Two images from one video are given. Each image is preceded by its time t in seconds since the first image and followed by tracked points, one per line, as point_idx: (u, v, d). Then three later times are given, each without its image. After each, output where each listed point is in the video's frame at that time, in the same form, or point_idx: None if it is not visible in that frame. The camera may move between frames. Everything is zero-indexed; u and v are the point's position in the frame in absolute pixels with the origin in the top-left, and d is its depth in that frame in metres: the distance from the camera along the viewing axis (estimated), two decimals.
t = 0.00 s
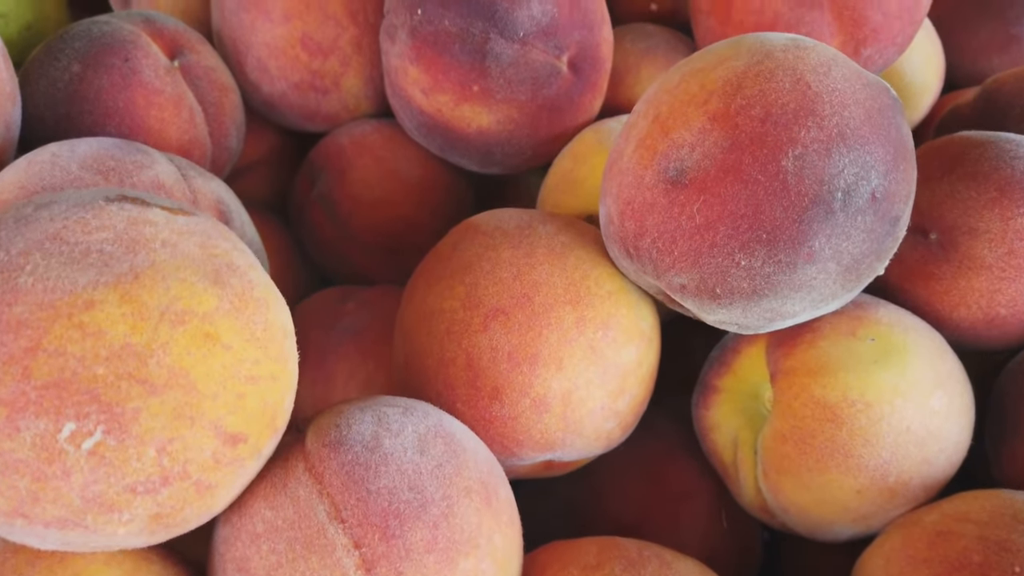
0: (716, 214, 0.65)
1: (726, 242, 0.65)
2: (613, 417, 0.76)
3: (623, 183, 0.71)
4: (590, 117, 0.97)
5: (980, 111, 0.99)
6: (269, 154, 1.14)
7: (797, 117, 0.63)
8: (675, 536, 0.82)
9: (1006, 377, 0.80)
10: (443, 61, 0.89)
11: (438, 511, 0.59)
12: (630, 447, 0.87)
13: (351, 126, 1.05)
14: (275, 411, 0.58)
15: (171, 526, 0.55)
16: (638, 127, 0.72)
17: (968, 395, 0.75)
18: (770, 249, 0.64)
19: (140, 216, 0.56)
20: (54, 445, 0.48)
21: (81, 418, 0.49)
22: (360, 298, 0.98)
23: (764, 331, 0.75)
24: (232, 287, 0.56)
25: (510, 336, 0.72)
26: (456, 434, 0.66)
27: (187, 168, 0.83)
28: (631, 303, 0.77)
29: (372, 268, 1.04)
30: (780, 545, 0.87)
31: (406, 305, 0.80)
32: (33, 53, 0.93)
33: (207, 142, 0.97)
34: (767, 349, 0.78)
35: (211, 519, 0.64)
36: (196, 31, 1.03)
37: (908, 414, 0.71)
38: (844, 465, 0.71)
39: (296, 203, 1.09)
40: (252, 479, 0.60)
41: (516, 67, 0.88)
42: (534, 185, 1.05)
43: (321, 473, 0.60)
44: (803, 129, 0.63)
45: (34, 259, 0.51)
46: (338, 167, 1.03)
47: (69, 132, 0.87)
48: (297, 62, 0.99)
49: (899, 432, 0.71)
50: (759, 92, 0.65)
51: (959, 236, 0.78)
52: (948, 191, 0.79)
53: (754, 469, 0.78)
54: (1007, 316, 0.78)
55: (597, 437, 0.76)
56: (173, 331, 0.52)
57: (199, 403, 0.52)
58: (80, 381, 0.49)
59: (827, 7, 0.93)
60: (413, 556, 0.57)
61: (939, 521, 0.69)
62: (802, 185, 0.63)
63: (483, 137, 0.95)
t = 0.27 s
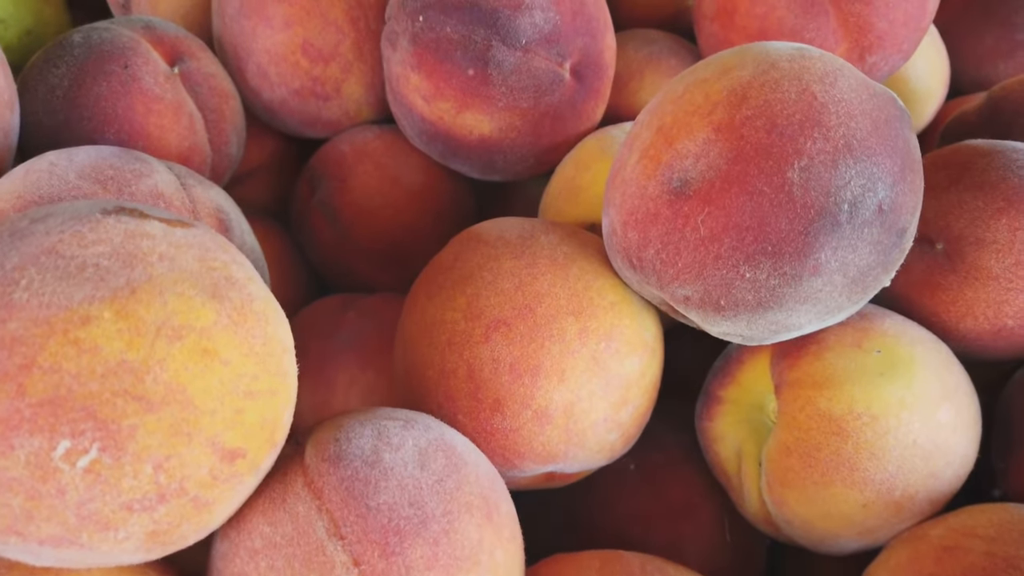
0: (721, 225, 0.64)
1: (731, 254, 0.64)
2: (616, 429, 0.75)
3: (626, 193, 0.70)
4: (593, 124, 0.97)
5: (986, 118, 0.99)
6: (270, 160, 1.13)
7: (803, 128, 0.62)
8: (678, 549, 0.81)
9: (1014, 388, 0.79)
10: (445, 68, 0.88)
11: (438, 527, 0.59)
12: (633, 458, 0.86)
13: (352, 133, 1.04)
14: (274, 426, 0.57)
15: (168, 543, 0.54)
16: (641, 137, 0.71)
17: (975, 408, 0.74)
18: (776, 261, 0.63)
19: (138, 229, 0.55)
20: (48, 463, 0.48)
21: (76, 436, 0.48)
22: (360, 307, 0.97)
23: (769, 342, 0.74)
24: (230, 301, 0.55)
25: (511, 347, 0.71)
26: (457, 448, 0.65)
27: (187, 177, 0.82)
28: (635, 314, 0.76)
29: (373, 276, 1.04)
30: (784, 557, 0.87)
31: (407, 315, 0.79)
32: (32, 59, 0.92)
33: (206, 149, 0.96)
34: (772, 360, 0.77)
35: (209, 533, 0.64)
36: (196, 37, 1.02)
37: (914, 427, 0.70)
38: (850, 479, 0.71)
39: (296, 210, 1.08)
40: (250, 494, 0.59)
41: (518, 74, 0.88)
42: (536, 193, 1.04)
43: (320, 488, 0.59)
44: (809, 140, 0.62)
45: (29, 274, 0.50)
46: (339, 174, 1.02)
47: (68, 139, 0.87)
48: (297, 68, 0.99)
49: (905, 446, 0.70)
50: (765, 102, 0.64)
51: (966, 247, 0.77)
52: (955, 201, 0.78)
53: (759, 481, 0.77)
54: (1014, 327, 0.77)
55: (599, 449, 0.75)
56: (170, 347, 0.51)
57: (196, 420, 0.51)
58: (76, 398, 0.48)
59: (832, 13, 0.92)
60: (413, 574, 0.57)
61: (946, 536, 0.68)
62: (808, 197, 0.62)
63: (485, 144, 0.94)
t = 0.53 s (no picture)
0: (723, 234, 0.63)
1: (733, 263, 0.63)
2: (616, 439, 0.74)
3: (627, 200, 0.69)
4: (593, 128, 0.96)
5: (991, 122, 0.98)
6: (268, 164, 1.12)
7: (807, 135, 0.61)
8: (679, 560, 0.80)
9: (1020, 398, 0.78)
10: (444, 72, 0.87)
11: (435, 541, 0.57)
12: (634, 467, 0.85)
13: (351, 137, 1.03)
14: (268, 437, 0.56)
15: (160, 557, 0.53)
16: (642, 143, 0.70)
17: (980, 418, 0.73)
18: (779, 270, 0.62)
19: (130, 237, 0.54)
20: (36, 478, 0.47)
21: (65, 450, 0.47)
22: (359, 312, 0.96)
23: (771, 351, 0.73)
24: (223, 311, 0.54)
25: (510, 356, 0.70)
26: (455, 459, 0.64)
27: (183, 182, 0.81)
28: (636, 322, 0.75)
29: (371, 281, 1.03)
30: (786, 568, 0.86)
31: (405, 323, 0.78)
32: (27, 63, 0.91)
33: (204, 153, 0.95)
34: (774, 368, 0.76)
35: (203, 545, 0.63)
36: (193, 40, 1.01)
37: (919, 438, 0.69)
38: (853, 491, 0.69)
39: (294, 215, 1.07)
40: (244, 507, 0.58)
41: (518, 79, 0.87)
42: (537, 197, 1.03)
43: (315, 501, 0.58)
44: (813, 147, 0.61)
45: (18, 285, 0.49)
46: (337, 178, 1.01)
47: (63, 144, 0.86)
48: (296, 71, 0.98)
49: (910, 457, 0.69)
50: (768, 109, 0.63)
51: (972, 254, 0.76)
52: (960, 208, 0.77)
53: (761, 492, 0.76)
54: (1020, 335, 0.76)
55: (600, 459, 0.74)
56: (161, 359, 0.50)
57: (189, 433, 0.50)
58: (65, 412, 0.47)
59: (836, 17, 0.91)
60: None
61: (951, 549, 0.67)
62: (812, 205, 0.61)
63: (485, 149, 0.93)
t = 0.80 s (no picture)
0: (725, 242, 0.62)
1: (735, 271, 0.62)
2: (617, 449, 0.73)
3: (627, 207, 0.68)
4: (593, 132, 0.95)
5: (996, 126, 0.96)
6: (265, 168, 1.11)
7: (810, 142, 0.60)
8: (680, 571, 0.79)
9: None
10: (442, 76, 0.86)
11: (431, 556, 0.56)
12: (634, 477, 0.84)
13: (349, 141, 1.02)
14: (261, 450, 0.55)
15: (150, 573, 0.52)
16: (643, 150, 0.69)
17: (986, 428, 0.72)
18: (782, 279, 0.61)
19: (120, 246, 0.53)
20: (22, 494, 0.46)
21: (51, 466, 0.46)
22: (356, 318, 0.95)
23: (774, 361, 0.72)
24: (215, 321, 0.53)
25: (509, 365, 0.69)
26: (452, 471, 0.63)
27: (177, 187, 0.80)
28: (636, 330, 0.74)
29: (370, 287, 1.02)
30: None
31: (402, 331, 0.77)
32: (21, 66, 0.90)
33: (200, 158, 0.94)
34: (776, 378, 0.75)
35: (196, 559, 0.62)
36: (190, 43, 1.00)
37: (924, 449, 0.68)
38: (857, 502, 0.68)
39: (292, 219, 1.06)
40: (236, 520, 0.57)
41: (517, 82, 0.85)
42: (536, 202, 1.02)
43: (309, 515, 0.57)
44: (816, 154, 0.60)
45: (4, 296, 0.48)
46: (334, 183, 1.00)
47: (57, 148, 0.85)
48: (293, 75, 0.97)
49: (915, 468, 0.68)
50: (771, 115, 0.62)
51: (977, 262, 0.74)
52: (966, 214, 0.76)
53: (763, 503, 0.75)
54: None
55: (600, 469, 0.73)
56: (150, 371, 0.49)
57: (178, 447, 0.49)
58: (51, 426, 0.46)
59: (839, 20, 0.90)
60: None
61: (957, 563, 0.65)
62: (816, 213, 0.60)
63: (484, 153, 0.92)
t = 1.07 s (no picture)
0: (727, 256, 0.61)
1: (737, 286, 0.61)
2: (617, 464, 0.72)
3: (628, 220, 0.67)
4: (594, 140, 0.94)
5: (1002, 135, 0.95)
6: (263, 175, 1.10)
7: (814, 155, 0.59)
8: None
9: None
10: (441, 84, 0.85)
11: None
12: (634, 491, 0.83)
13: (347, 148, 1.01)
14: (253, 470, 0.54)
15: None
16: (644, 161, 0.68)
17: (992, 444, 0.71)
18: (785, 295, 0.60)
19: (110, 262, 0.52)
20: (8, 519, 0.45)
21: (37, 490, 0.45)
22: (354, 329, 0.94)
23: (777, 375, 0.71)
24: (207, 340, 0.52)
25: (507, 380, 0.68)
26: (449, 489, 0.62)
27: (172, 197, 0.79)
28: (637, 344, 0.73)
29: (368, 296, 1.01)
30: None
31: (400, 344, 0.76)
32: (15, 73, 0.89)
33: (196, 166, 0.93)
34: (779, 392, 0.74)
35: None
36: (186, 49, 0.99)
37: (929, 466, 0.67)
38: (862, 520, 0.67)
39: (289, 227, 1.05)
40: (229, 541, 0.56)
41: (517, 91, 0.84)
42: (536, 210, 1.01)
43: (303, 536, 0.56)
44: (821, 168, 0.59)
45: None
46: (332, 191, 0.99)
47: (51, 157, 0.84)
48: (290, 82, 0.96)
49: (921, 485, 0.67)
50: (774, 127, 0.61)
51: (983, 274, 0.73)
52: (972, 226, 0.75)
53: (766, 519, 0.74)
54: None
55: (600, 485, 0.72)
56: (140, 393, 0.48)
57: (169, 470, 0.48)
58: (37, 450, 0.45)
59: (844, 27, 0.89)
60: None
61: None
62: (820, 228, 0.59)
63: (483, 162, 0.91)
